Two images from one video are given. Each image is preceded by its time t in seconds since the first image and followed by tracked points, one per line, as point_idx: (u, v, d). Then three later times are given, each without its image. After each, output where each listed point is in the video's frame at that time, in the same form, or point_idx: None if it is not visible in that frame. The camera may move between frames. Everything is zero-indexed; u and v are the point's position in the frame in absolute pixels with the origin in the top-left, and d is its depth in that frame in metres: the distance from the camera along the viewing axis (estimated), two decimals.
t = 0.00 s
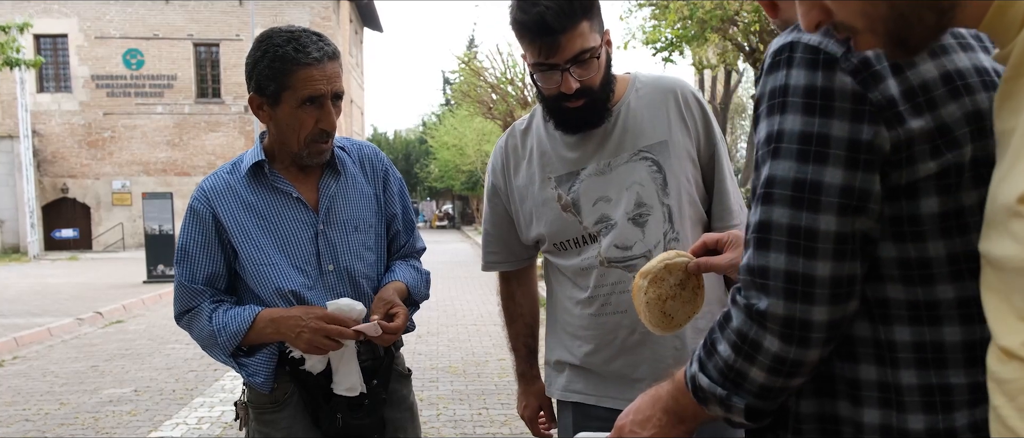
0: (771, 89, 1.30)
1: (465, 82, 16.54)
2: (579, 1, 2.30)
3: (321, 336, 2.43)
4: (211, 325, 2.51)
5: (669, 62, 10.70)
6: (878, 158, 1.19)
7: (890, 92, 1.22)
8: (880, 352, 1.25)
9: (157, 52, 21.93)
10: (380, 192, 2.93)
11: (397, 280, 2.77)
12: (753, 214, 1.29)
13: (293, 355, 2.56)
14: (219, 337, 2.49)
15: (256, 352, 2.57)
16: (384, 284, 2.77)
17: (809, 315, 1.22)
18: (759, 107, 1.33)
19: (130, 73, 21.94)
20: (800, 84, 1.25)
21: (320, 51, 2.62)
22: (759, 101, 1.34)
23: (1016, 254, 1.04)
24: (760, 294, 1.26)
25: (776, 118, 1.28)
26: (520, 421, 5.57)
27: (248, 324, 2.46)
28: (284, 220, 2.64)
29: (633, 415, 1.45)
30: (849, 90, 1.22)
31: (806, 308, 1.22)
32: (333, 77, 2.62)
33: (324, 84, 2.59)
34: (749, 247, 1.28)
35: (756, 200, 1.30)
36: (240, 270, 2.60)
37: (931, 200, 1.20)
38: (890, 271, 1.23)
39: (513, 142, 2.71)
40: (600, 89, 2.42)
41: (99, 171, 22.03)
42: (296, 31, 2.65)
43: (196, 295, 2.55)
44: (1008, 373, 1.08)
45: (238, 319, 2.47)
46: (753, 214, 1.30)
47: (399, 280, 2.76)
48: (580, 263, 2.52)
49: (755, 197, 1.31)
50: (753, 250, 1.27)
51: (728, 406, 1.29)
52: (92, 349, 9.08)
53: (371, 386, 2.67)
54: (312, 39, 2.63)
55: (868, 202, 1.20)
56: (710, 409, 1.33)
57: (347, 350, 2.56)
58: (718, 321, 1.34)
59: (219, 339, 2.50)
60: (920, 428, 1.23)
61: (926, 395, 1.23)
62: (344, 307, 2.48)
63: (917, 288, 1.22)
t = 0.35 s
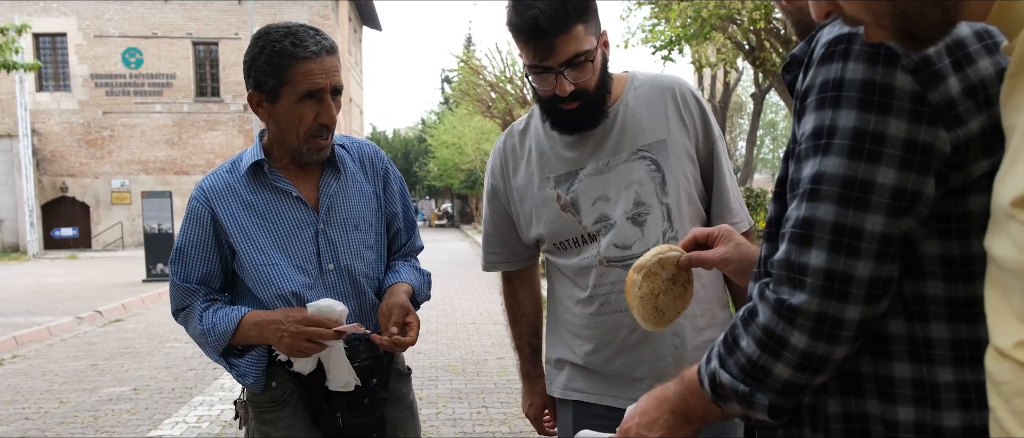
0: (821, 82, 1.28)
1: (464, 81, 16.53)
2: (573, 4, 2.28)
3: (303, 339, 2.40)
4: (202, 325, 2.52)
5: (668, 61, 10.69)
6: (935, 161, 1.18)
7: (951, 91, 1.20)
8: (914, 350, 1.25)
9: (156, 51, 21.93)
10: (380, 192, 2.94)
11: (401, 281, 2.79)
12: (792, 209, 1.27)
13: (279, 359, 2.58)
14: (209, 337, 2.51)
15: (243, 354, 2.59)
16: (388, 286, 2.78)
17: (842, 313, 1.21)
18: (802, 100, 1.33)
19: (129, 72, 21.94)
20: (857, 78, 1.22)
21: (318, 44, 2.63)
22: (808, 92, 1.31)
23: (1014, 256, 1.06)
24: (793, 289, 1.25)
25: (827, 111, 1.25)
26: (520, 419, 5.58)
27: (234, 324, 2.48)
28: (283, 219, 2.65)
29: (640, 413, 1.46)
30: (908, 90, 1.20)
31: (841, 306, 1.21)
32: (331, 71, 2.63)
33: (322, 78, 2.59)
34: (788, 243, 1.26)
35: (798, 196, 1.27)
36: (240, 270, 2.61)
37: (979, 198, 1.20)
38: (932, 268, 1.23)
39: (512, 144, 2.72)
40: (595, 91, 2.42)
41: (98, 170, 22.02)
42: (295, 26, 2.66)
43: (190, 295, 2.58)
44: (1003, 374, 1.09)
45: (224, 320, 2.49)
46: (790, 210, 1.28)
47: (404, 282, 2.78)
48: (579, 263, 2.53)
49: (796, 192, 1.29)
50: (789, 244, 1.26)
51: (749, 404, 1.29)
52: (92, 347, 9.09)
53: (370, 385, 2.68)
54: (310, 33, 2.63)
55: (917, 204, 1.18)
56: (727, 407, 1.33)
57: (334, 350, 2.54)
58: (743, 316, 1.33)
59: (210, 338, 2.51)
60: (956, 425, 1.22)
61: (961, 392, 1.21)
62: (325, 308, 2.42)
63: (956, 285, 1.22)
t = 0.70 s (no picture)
0: (837, 78, 1.24)
1: (464, 79, 16.48)
2: (569, 3, 2.27)
3: (270, 329, 2.32)
4: (187, 321, 2.51)
5: (668, 59, 10.65)
6: (951, 159, 1.17)
7: (963, 92, 1.19)
8: (923, 348, 1.23)
9: (155, 49, 21.90)
10: (379, 192, 2.93)
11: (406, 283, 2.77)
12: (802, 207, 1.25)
13: (255, 356, 2.55)
14: (190, 333, 2.51)
15: (224, 351, 2.63)
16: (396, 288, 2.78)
17: (858, 312, 1.19)
18: (812, 100, 1.28)
19: (128, 70, 21.91)
20: (875, 75, 1.19)
21: (332, 59, 2.57)
22: (821, 90, 1.26)
23: (1018, 253, 1.05)
24: (809, 289, 1.22)
25: (844, 109, 1.21)
26: (520, 417, 5.58)
27: (211, 322, 2.46)
28: (281, 218, 2.64)
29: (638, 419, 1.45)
30: (926, 87, 1.18)
31: (857, 305, 1.19)
32: (341, 85, 2.60)
33: (332, 93, 2.57)
34: (800, 240, 1.24)
35: (810, 194, 1.24)
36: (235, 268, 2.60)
37: (990, 196, 1.19)
38: (942, 266, 1.21)
39: (508, 144, 2.70)
40: (591, 90, 2.40)
41: (97, 168, 22.01)
42: (308, 35, 2.62)
43: (180, 290, 2.56)
44: (1006, 372, 1.08)
45: (202, 316, 2.47)
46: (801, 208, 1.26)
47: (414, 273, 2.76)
48: (576, 262, 2.52)
49: (806, 191, 1.26)
50: (801, 243, 1.23)
51: (760, 404, 1.28)
52: (91, 346, 9.08)
53: (367, 384, 2.68)
54: (325, 45, 2.60)
55: (935, 202, 1.17)
56: (738, 409, 1.31)
57: (308, 347, 2.46)
58: (753, 315, 1.31)
59: (195, 336, 2.50)
60: (963, 423, 1.21)
61: (969, 389, 1.20)
62: (292, 297, 2.34)
63: (965, 282, 1.21)
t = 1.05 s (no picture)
0: (843, 74, 1.22)
1: (464, 78, 16.45)
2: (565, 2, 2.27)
3: (266, 339, 2.32)
4: (186, 323, 2.52)
5: (668, 59, 10.63)
6: (956, 158, 1.16)
7: (969, 90, 1.17)
8: (923, 345, 1.23)
9: (155, 48, 21.88)
10: (379, 191, 2.92)
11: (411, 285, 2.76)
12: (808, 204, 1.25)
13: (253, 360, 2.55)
14: (190, 336, 2.52)
15: (225, 354, 2.62)
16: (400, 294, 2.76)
17: (862, 309, 1.19)
18: (817, 98, 1.27)
19: (128, 69, 21.89)
20: (882, 72, 1.17)
21: (328, 65, 2.55)
22: (826, 87, 1.25)
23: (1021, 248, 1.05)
24: (813, 286, 1.22)
25: (850, 107, 1.20)
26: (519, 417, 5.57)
27: (210, 325, 2.46)
28: (279, 220, 2.64)
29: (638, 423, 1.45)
30: (934, 86, 1.16)
31: (861, 303, 1.19)
32: (338, 91, 2.57)
33: (329, 99, 2.55)
34: (804, 238, 1.23)
35: (815, 192, 1.24)
36: (234, 270, 2.61)
37: (992, 195, 1.19)
38: (944, 264, 1.21)
39: (505, 144, 2.68)
40: (588, 89, 2.40)
41: (97, 167, 22.00)
42: (304, 39, 2.60)
43: (179, 294, 2.58)
44: (1012, 366, 1.10)
45: (201, 321, 2.48)
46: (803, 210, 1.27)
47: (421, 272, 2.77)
48: (574, 261, 2.51)
49: (811, 189, 1.25)
50: (804, 241, 1.22)
51: (763, 404, 1.27)
52: (90, 345, 9.08)
53: (367, 385, 2.67)
54: (321, 50, 2.57)
55: (941, 200, 1.16)
56: (740, 409, 1.30)
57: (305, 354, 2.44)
58: (755, 315, 1.30)
59: (194, 338, 2.51)
60: (963, 421, 1.21)
61: (969, 387, 1.20)
62: (287, 307, 2.32)
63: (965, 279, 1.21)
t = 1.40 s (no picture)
0: (867, 72, 1.21)
1: (464, 78, 16.45)
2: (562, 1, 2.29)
3: (251, 346, 2.34)
4: (182, 324, 2.54)
5: (668, 59, 10.63)
6: (978, 157, 1.17)
7: (987, 90, 1.18)
8: (940, 342, 1.23)
9: (156, 48, 21.87)
10: (378, 190, 2.91)
11: (412, 287, 2.76)
12: (827, 204, 1.25)
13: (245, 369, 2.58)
14: (184, 336, 2.53)
15: (216, 358, 2.62)
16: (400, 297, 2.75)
17: (880, 306, 1.19)
18: (836, 98, 1.27)
19: (128, 69, 21.88)
20: (908, 72, 1.17)
21: (322, 78, 2.52)
22: (847, 87, 1.24)
23: None
24: (831, 281, 1.22)
25: (874, 107, 1.19)
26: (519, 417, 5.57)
27: (203, 327, 2.48)
28: (276, 222, 2.64)
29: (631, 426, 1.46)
30: (955, 87, 1.16)
31: (880, 300, 1.19)
32: (332, 103, 2.56)
33: (321, 111, 2.53)
34: (824, 236, 1.23)
35: (835, 190, 1.24)
36: (231, 272, 2.61)
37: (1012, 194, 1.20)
38: (958, 259, 1.22)
39: (504, 144, 2.68)
40: (584, 87, 2.40)
41: (97, 167, 22.00)
42: (301, 50, 2.57)
43: (175, 296, 2.59)
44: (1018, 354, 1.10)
45: (195, 322, 2.49)
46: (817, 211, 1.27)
47: (416, 287, 2.76)
48: (573, 261, 2.51)
49: (828, 191, 1.25)
50: (826, 239, 1.22)
51: (774, 402, 1.27)
52: (90, 344, 9.07)
53: (370, 384, 2.68)
54: (315, 63, 2.54)
55: (963, 199, 1.17)
56: (754, 408, 1.30)
57: (290, 371, 2.43)
58: (768, 313, 1.31)
59: (187, 339, 2.53)
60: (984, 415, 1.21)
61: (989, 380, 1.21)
62: (275, 316, 2.35)
63: (978, 275, 1.21)
